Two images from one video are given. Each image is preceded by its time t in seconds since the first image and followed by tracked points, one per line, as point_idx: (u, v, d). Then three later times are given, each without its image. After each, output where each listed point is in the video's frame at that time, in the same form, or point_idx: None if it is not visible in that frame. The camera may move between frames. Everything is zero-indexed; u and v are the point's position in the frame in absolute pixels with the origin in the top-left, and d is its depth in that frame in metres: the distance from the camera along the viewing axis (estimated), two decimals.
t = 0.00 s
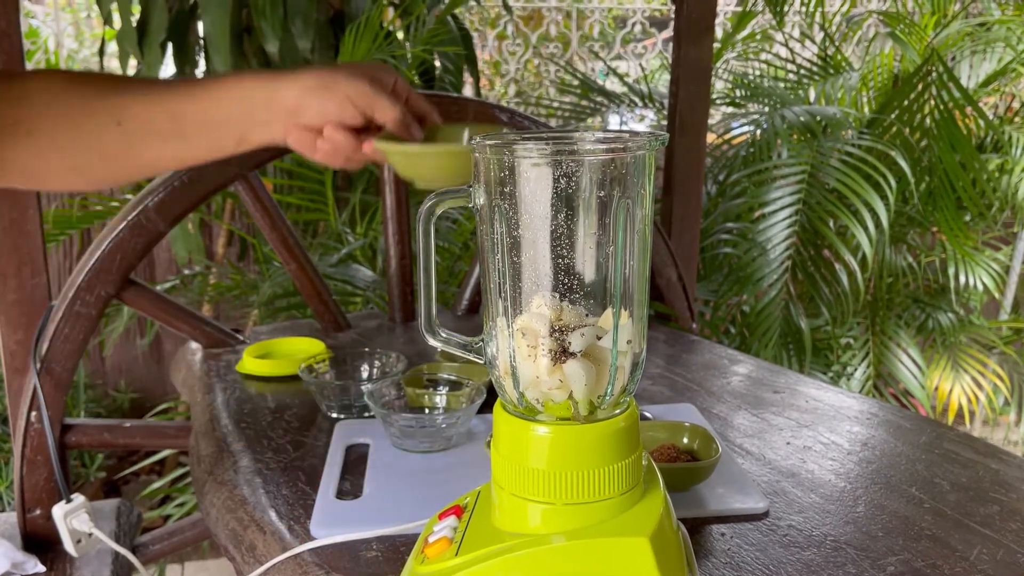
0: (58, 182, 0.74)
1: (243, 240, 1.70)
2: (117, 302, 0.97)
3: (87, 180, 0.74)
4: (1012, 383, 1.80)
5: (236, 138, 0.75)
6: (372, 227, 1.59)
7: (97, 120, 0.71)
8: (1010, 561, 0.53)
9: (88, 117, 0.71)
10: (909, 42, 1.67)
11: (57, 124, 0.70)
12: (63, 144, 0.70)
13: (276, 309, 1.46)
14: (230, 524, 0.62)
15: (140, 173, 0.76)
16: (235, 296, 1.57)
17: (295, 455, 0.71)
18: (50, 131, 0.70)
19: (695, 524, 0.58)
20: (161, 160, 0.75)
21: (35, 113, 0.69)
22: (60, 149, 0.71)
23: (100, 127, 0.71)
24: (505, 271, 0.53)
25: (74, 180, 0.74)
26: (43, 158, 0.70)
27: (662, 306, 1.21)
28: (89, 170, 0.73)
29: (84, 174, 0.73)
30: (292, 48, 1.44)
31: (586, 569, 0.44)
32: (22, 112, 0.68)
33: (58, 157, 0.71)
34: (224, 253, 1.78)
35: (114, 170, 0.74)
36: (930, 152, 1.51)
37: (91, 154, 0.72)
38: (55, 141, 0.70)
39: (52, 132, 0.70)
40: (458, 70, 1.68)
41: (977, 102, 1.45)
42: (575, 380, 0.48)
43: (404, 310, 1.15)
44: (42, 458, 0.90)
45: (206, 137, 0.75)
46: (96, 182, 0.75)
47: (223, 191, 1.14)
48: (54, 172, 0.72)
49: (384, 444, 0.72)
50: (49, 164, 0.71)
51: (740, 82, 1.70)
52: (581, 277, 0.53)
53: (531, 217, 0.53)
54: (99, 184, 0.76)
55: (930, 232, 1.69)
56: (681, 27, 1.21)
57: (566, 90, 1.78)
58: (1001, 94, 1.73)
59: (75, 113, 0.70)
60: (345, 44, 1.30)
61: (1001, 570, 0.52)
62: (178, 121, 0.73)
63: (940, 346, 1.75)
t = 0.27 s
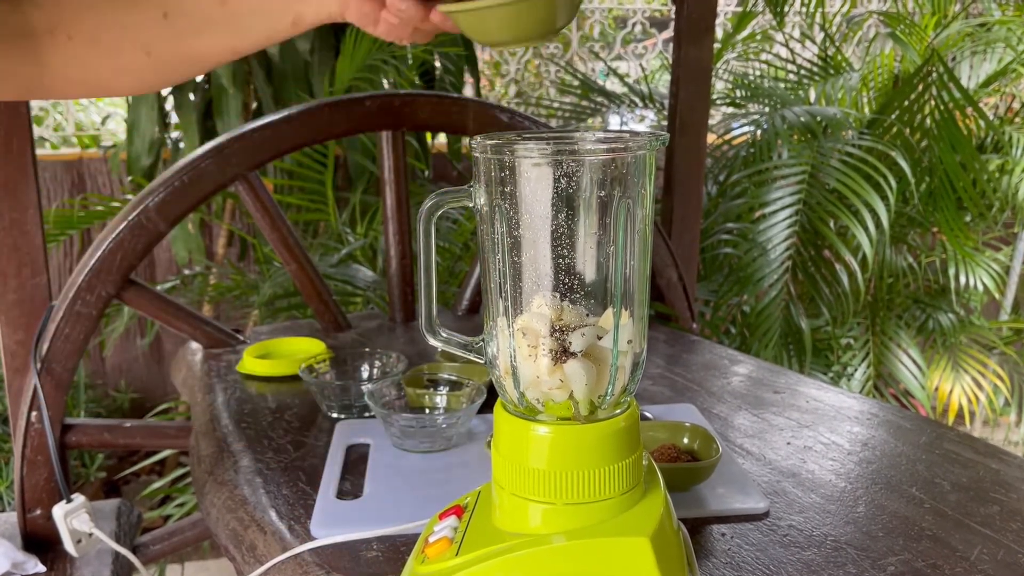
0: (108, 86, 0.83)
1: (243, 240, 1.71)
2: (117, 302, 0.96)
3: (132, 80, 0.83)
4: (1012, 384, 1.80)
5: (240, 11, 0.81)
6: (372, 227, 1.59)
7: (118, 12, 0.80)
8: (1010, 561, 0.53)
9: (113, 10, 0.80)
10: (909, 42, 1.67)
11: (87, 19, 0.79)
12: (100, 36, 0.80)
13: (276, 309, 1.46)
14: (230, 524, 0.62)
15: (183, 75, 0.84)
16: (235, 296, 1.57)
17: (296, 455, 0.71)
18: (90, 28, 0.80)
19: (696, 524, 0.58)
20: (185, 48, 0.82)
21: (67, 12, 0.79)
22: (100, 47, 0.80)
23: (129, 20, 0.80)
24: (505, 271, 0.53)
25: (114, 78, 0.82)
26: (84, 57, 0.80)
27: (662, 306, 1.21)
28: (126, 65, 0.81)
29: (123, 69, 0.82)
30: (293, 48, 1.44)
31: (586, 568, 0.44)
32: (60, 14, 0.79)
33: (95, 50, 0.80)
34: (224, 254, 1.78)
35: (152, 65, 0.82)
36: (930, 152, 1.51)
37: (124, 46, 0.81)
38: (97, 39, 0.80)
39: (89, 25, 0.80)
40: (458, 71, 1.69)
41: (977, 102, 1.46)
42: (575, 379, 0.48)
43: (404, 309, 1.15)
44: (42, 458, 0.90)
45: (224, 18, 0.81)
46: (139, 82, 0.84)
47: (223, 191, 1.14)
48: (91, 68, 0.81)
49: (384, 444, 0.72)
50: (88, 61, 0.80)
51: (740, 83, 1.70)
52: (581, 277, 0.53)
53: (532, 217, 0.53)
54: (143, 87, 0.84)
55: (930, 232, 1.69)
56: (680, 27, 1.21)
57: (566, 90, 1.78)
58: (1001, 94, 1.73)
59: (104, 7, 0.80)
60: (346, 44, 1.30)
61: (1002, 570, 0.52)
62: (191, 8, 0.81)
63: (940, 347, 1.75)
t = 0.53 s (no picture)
0: (132, 88, 0.82)
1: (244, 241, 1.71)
2: (117, 302, 0.96)
3: (158, 84, 0.82)
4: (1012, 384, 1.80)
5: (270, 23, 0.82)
6: (373, 227, 1.60)
7: (149, 17, 0.79)
8: (1010, 562, 0.53)
9: (143, 16, 0.78)
10: (910, 43, 1.67)
11: (116, 23, 0.78)
12: (129, 41, 0.78)
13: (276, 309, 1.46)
14: (230, 523, 0.62)
15: (208, 82, 0.83)
16: (236, 296, 1.57)
17: (296, 455, 0.71)
18: (119, 31, 0.78)
19: (696, 525, 0.58)
20: (218, 56, 0.81)
21: (92, 14, 0.77)
22: (127, 50, 0.79)
23: (160, 26, 0.79)
24: (506, 271, 0.54)
25: (143, 84, 0.81)
26: (111, 61, 0.79)
27: (662, 306, 1.21)
28: (154, 71, 0.80)
29: (150, 75, 0.80)
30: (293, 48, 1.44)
31: (586, 569, 0.44)
32: (84, 15, 0.77)
33: (122, 54, 0.79)
34: (224, 254, 1.78)
35: (180, 71, 0.81)
36: (930, 153, 1.51)
37: (153, 52, 0.79)
38: (125, 43, 0.78)
39: (118, 28, 0.78)
40: (458, 71, 1.69)
41: (977, 103, 1.46)
42: (576, 379, 0.48)
43: (405, 309, 1.15)
44: (42, 458, 0.90)
45: (257, 30, 0.81)
46: (165, 87, 0.82)
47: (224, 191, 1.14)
48: (117, 71, 0.79)
49: (384, 444, 0.72)
50: (114, 64, 0.79)
51: (741, 83, 1.70)
52: (582, 277, 0.53)
53: (532, 217, 0.53)
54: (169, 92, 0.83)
55: (931, 233, 1.69)
56: (681, 28, 1.21)
57: (566, 91, 1.78)
58: (1002, 95, 1.73)
59: (134, 11, 0.78)
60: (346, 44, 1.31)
61: (1002, 571, 0.52)
62: (224, 17, 0.81)
63: (940, 347, 1.75)
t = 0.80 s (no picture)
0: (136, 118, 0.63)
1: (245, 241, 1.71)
2: (117, 301, 0.97)
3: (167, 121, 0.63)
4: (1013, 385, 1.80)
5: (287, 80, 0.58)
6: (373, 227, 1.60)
7: (162, 59, 0.58)
8: (1011, 563, 0.53)
9: (157, 59, 0.58)
10: (911, 43, 1.67)
11: (128, 59, 0.57)
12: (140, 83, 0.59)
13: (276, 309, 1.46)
14: (231, 523, 0.62)
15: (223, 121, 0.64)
16: (236, 296, 1.57)
17: (296, 455, 0.71)
18: (129, 71, 0.58)
19: (696, 525, 0.58)
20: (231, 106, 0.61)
21: (101, 39, 0.57)
22: (138, 91, 0.59)
23: (172, 72, 0.58)
24: (506, 271, 0.54)
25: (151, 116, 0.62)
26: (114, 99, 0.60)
27: (663, 306, 1.21)
28: (162, 109, 0.61)
29: (159, 117, 0.62)
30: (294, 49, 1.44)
31: (587, 569, 0.44)
32: (95, 40, 0.57)
33: (129, 95, 0.60)
34: (225, 254, 1.78)
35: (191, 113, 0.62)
36: (931, 154, 1.51)
37: (161, 96, 0.60)
38: (134, 83, 0.58)
39: (128, 66, 0.58)
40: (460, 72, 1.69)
41: (978, 104, 1.46)
42: (577, 379, 0.48)
43: (405, 310, 1.15)
44: (43, 458, 0.90)
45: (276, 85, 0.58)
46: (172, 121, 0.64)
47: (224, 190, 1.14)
48: (122, 107, 0.61)
49: (385, 444, 0.72)
50: (118, 102, 0.60)
51: (742, 84, 1.71)
52: (582, 277, 0.53)
53: (533, 217, 0.53)
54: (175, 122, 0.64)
55: (931, 234, 1.69)
56: (682, 29, 1.21)
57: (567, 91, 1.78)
58: (1002, 95, 1.73)
59: (147, 50, 0.57)
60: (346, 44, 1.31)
61: (1002, 572, 0.52)
62: (244, 67, 0.57)
63: (940, 348, 1.75)
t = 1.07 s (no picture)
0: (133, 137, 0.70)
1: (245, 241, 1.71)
2: (118, 301, 0.97)
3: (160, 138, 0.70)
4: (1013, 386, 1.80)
5: (282, 108, 0.65)
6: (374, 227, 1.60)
7: (159, 83, 0.65)
8: (1011, 563, 0.53)
9: (157, 83, 0.65)
10: (912, 43, 1.67)
11: (129, 80, 0.65)
12: (139, 101, 0.66)
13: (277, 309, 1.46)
14: (231, 523, 0.62)
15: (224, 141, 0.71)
16: (237, 296, 1.57)
17: (297, 455, 0.71)
18: (127, 92, 0.65)
19: (697, 525, 0.58)
20: (228, 129, 0.69)
21: (107, 63, 0.64)
22: (137, 109, 0.66)
23: (170, 96, 0.66)
24: (507, 271, 0.54)
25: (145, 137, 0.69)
26: (115, 117, 0.66)
27: (663, 307, 1.21)
28: (158, 128, 0.68)
29: (152, 133, 0.68)
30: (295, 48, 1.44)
31: (587, 569, 0.44)
32: (99, 63, 0.64)
33: (130, 117, 0.67)
34: (225, 253, 1.78)
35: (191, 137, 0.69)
36: (932, 154, 1.51)
37: (160, 119, 0.67)
38: (132, 103, 0.66)
39: (128, 88, 0.65)
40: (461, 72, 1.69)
41: (978, 105, 1.45)
42: (577, 379, 0.48)
43: (405, 310, 1.15)
44: (43, 458, 0.90)
45: (270, 112, 0.66)
46: (165, 140, 0.70)
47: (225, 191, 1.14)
48: (121, 125, 0.68)
49: (385, 444, 0.72)
50: (117, 120, 0.67)
51: (742, 84, 1.71)
52: (583, 278, 0.53)
53: (534, 218, 0.53)
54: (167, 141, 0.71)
55: (932, 234, 1.69)
56: (683, 29, 1.21)
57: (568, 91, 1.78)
58: (1003, 96, 1.73)
59: (147, 75, 0.65)
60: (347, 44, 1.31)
61: (1002, 572, 0.52)
62: (239, 95, 0.65)
63: (941, 349, 1.75)
